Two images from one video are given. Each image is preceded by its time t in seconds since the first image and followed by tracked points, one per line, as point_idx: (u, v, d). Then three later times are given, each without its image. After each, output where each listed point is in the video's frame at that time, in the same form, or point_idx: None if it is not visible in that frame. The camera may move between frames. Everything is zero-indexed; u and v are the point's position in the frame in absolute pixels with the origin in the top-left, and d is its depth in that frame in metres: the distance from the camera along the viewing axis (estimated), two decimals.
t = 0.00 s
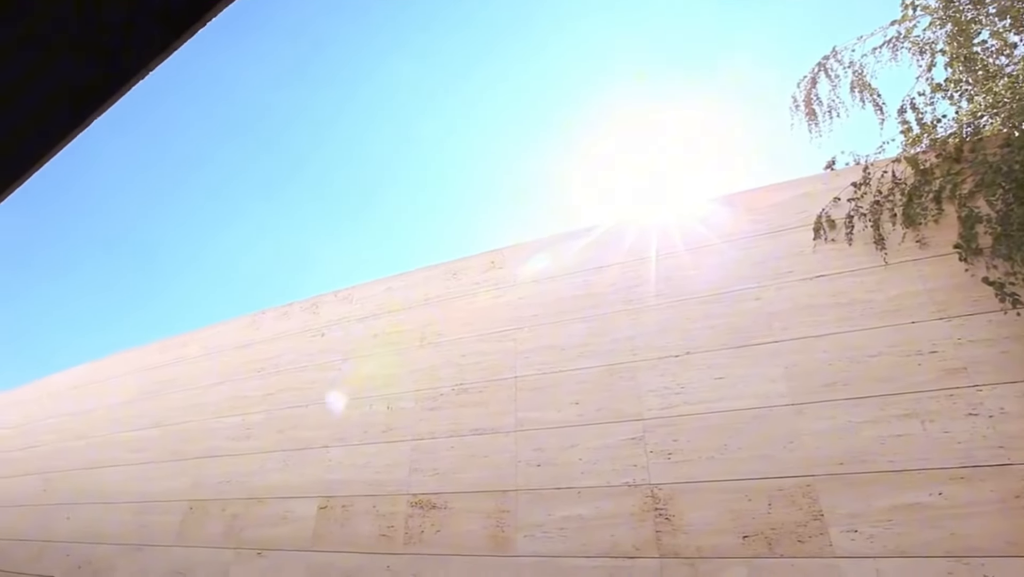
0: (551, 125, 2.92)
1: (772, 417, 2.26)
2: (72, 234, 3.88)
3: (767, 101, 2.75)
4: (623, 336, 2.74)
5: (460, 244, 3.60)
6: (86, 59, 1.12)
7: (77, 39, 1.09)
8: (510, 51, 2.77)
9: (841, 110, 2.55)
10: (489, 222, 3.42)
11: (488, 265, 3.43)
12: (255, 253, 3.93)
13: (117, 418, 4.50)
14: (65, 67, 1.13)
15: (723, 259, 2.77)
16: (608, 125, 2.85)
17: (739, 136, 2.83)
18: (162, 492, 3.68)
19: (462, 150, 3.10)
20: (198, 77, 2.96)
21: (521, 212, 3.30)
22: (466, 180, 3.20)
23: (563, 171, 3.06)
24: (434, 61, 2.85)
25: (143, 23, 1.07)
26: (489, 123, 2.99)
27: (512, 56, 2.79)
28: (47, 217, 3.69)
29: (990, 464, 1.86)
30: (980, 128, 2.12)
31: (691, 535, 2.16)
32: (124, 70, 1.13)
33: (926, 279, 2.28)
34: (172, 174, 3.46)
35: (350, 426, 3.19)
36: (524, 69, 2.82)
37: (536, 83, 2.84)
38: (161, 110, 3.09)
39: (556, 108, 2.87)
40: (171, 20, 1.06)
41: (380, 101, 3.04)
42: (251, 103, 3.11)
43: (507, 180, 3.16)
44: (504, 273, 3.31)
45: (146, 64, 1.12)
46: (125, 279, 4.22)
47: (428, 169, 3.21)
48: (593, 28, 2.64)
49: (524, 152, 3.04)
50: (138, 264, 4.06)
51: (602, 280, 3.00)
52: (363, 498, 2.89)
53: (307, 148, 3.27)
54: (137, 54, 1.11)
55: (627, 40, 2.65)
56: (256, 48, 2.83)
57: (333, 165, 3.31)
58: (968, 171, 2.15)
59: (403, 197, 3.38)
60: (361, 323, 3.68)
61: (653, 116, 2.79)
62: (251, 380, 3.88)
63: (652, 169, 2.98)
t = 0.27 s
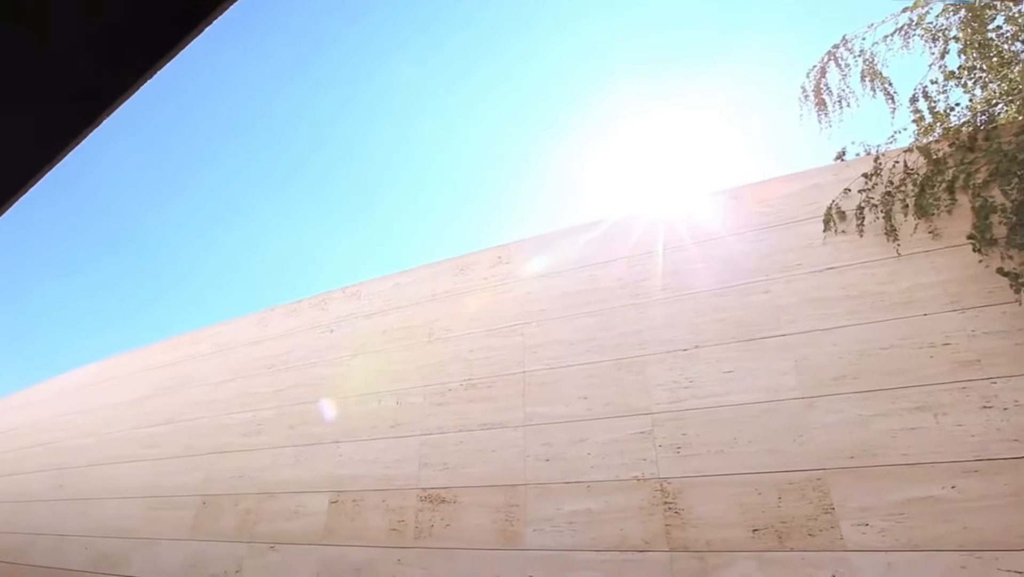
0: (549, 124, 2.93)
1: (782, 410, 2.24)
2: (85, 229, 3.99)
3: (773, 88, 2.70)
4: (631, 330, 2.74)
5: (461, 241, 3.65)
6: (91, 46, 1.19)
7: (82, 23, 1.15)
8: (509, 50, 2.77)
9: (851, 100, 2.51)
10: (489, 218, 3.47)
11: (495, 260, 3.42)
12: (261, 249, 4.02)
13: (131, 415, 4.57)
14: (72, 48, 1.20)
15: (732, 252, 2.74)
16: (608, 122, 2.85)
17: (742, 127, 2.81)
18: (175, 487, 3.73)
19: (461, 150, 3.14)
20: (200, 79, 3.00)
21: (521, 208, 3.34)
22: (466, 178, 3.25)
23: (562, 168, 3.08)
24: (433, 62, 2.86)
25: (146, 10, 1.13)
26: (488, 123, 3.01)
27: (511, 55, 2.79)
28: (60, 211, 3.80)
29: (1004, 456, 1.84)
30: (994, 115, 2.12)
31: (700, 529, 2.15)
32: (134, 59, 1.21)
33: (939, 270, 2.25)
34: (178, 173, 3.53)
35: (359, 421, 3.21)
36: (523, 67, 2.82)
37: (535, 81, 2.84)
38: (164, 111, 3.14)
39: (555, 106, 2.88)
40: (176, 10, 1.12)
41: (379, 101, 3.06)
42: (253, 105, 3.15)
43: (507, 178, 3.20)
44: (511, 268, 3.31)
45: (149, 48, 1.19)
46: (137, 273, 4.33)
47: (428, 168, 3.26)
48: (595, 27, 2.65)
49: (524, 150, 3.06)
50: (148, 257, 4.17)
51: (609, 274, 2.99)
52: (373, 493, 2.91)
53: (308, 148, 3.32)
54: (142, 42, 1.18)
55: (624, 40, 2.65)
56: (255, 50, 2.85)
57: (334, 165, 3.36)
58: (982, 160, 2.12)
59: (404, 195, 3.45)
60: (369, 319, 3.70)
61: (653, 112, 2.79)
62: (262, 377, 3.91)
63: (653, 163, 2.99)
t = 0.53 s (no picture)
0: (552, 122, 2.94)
1: (791, 403, 2.23)
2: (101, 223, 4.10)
3: (781, 76, 2.67)
4: (639, 323, 2.72)
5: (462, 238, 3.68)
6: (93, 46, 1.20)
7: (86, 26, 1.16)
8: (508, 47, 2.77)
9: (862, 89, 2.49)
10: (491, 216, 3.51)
11: (502, 254, 3.42)
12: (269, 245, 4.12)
13: (145, 411, 4.64)
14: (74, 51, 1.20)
15: (741, 244, 2.72)
16: (608, 120, 2.83)
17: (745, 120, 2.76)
18: (189, 481, 3.79)
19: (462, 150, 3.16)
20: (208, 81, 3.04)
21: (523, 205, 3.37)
22: (465, 177, 3.26)
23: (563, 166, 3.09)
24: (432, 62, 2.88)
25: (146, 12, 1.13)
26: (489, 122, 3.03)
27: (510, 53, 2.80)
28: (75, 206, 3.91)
29: (1018, 449, 1.81)
30: (1009, 102, 2.08)
31: (709, 522, 2.16)
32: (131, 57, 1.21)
33: (952, 260, 2.21)
34: (187, 171, 3.60)
35: (369, 416, 3.24)
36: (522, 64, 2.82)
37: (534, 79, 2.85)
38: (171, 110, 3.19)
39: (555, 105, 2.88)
40: (180, 17, 1.13)
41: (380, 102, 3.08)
42: (257, 106, 3.18)
43: (509, 177, 3.24)
44: (519, 262, 3.31)
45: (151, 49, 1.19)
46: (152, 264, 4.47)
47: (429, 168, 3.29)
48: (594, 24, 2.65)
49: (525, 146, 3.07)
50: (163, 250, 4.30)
51: (617, 267, 2.97)
52: (383, 487, 2.94)
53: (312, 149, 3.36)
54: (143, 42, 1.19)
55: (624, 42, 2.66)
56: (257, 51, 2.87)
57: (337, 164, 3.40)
58: (997, 148, 2.09)
59: (407, 195, 3.51)
60: (377, 314, 3.71)
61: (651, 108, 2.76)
62: (272, 372, 3.95)
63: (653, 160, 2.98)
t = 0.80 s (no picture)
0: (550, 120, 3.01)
1: (801, 396, 2.21)
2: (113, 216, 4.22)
3: (786, 68, 2.70)
4: (647, 317, 2.71)
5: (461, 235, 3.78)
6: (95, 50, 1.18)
7: (86, 29, 1.14)
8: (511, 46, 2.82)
9: (874, 77, 2.48)
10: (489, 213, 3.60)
11: (509, 248, 3.41)
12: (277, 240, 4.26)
13: (158, 407, 4.70)
14: (74, 51, 1.19)
15: (750, 236, 2.69)
16: (605, 114, 2.91)
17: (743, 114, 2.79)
18: (203, 476, 3.84)
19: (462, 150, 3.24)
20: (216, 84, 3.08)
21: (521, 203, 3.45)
22: (466, 174, 3.35)
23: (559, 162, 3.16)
24: (434, 63, 2.92)
25: (146, 14, 1.10)
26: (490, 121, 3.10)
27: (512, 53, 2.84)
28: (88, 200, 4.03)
29: None
30: None
31: (719, 515, 2.15)
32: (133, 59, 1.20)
33: (966, 251, 2.17)
34: (197, 169, 3.71)
35: (378, 411, 3.26)
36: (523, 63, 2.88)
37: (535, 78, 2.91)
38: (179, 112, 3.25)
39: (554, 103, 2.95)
40: (181, 19, 1.10)
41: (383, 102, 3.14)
42: (262, 107, 3.25)
43: (508, 174, 3.30)
44: (526, 257, 3.31)
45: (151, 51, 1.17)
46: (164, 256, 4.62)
47: (431, 167, 3.38)
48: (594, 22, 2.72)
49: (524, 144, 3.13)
50: (175, 243, 4.45)
51: (625, 260, 2.95)
52: (393, 481, 2.96)
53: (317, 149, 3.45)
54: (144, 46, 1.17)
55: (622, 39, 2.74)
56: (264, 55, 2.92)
57: (342, 163, 3.50)
58: (1014, 135, 2.03)
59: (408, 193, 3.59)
60: (386, 310, 3.73)
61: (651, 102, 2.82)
62: (282, 368, 3.99)
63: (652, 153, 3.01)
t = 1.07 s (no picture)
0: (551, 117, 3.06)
1: (809, 390, 2.20)
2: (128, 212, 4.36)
3: (790, 60, 2.69)
4: (653, 311, 2.70)
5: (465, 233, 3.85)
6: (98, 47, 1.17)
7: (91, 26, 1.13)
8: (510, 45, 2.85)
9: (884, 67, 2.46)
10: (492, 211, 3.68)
11: (515, 243, 3.41)
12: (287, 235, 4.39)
13: (167, 402, 4.75)
14: (78, 50, 1.18)
15: (757, 228, 2.66)
16: (605, 112, 2.93)
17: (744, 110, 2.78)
18: (213, 471, 3.88)
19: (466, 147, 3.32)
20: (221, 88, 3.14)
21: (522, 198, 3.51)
22: (468, 171, 3.42)
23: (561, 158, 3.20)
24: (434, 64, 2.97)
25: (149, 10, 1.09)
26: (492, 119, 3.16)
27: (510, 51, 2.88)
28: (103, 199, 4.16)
29: None
30: None
31: (726, 509, 2.15)
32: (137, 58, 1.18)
33: (978, 242, 2.14)
34: (202, 165, 3.82)
35: (385, 405, 3.28)
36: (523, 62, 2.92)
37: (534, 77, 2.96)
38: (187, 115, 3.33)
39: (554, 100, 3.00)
40: (183, 17, 1.09)
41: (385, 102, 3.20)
42: (264, 109, 3.31)
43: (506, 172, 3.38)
44: (531, 251, 3.30)
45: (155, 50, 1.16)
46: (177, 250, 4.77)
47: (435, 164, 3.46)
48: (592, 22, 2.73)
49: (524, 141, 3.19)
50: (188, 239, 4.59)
51: (631, 254, 2.94)
52: (400, 475, 2.98)
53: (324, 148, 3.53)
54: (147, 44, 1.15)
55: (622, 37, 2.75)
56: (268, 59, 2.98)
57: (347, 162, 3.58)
58: None
59: (412, 194, 3.70)
60: (392, 305, 3.74)
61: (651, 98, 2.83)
62: (289, 364, 4.01)
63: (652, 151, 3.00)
